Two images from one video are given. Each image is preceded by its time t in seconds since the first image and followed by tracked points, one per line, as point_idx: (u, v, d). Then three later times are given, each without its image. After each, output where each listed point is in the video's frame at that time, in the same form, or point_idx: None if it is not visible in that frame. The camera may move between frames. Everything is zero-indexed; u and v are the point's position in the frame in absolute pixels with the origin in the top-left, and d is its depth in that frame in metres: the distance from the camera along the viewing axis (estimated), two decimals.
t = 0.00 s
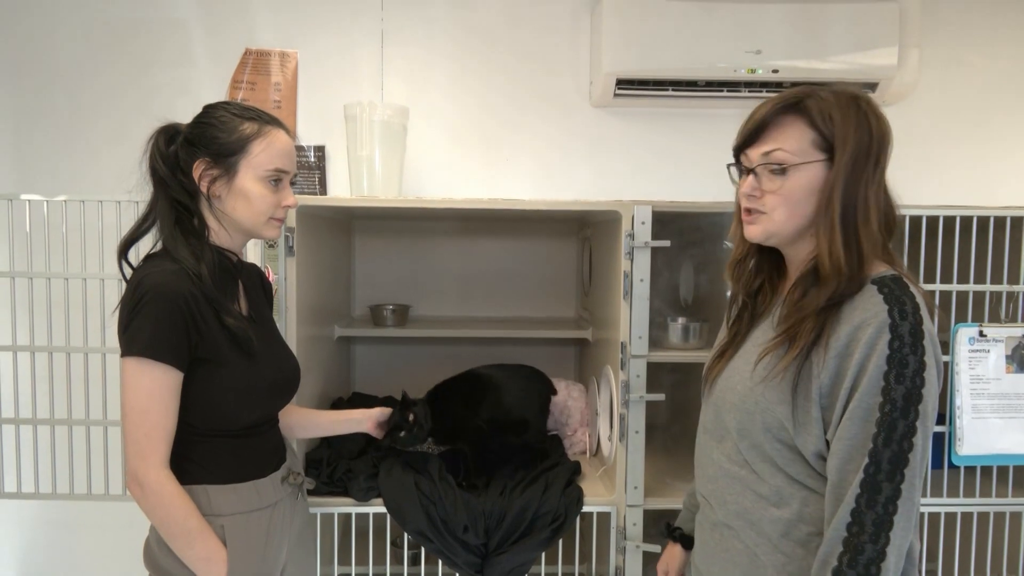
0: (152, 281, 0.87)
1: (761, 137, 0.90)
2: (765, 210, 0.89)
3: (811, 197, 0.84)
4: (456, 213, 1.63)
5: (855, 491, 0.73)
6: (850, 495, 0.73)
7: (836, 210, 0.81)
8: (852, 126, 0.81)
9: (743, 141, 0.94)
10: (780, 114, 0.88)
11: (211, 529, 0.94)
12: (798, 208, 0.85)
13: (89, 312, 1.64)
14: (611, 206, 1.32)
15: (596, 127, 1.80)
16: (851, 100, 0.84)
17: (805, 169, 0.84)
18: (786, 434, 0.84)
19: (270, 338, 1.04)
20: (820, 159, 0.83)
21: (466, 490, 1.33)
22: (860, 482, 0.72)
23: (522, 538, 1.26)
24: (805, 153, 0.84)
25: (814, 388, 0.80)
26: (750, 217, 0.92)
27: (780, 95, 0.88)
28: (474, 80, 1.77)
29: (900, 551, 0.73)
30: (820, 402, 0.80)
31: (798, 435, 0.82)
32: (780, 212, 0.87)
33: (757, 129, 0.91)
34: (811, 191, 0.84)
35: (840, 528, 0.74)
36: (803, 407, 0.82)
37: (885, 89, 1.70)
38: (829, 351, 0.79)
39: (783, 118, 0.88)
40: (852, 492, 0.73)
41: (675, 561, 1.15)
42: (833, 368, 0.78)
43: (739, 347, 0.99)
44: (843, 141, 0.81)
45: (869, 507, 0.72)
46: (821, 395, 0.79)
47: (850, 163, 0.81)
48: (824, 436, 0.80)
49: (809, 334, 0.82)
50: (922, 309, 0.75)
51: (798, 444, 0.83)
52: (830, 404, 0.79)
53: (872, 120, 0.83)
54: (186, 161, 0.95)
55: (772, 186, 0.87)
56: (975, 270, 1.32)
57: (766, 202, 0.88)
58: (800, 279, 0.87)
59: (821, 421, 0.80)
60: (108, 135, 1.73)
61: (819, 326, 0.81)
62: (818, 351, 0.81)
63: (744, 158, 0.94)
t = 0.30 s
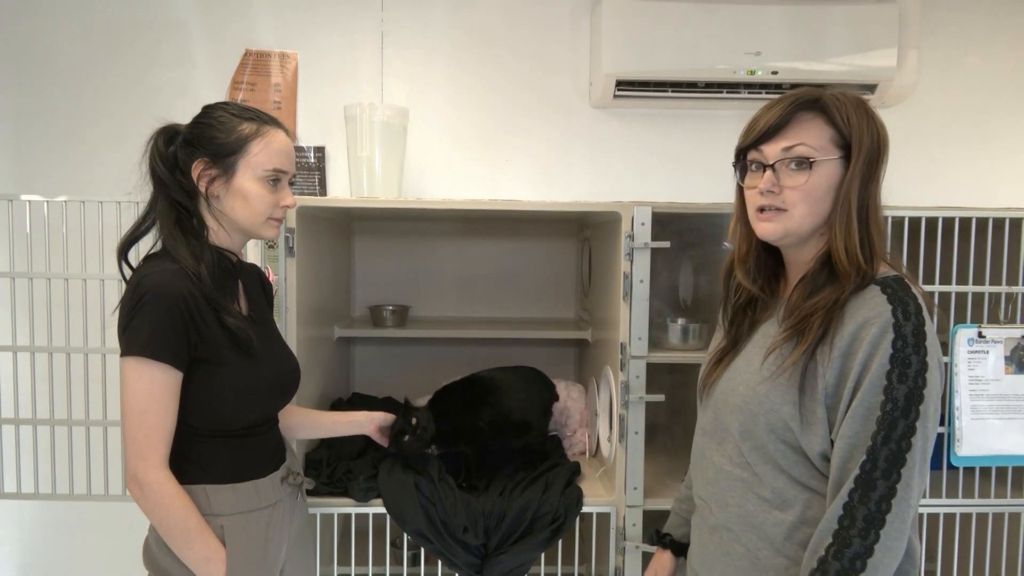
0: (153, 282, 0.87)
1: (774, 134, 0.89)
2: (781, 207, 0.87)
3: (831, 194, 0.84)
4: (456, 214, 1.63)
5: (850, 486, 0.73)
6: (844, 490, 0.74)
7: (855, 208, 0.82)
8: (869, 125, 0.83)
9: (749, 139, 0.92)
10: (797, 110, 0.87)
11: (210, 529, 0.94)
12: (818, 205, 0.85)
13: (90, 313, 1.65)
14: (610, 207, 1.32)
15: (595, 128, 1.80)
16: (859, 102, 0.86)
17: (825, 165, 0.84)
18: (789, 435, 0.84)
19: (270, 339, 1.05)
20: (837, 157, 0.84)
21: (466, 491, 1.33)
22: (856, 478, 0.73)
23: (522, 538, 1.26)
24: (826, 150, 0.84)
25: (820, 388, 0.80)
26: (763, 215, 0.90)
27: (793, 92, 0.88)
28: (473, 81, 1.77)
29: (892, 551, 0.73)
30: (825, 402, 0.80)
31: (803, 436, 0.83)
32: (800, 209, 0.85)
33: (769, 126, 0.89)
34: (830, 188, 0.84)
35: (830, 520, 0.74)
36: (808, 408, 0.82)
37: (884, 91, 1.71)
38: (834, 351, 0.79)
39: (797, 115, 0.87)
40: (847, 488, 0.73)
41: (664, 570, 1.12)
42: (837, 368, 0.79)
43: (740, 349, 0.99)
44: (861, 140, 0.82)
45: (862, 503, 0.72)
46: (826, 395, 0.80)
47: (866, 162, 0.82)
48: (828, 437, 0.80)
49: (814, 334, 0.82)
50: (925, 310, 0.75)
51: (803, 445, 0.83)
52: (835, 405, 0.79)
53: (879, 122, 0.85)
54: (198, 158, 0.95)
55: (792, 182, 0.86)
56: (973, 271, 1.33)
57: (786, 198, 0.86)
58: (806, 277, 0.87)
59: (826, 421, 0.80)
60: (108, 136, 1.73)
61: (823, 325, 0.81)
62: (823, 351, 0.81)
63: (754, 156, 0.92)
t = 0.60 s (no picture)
0: (153, 280, 0.87)
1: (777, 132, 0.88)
2: (784, 207, 0.87)
3: (835, 194, 0.84)
4: (457, 213, 1.63)
5: (884, 487, 0.72)
6: (877, 488, 0.72)
7: (859, 208, 0.82)
8: (872, 125, 0.83)
9: (751, 137, 0.92)
10: (800, 108, 0.87)
11: (212, 527, 0.94)
12: (822, 205, 0.85)
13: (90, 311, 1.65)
14: (612, 206, 1.32)
15: (597, 126, 1.80)
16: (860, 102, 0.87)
17: (829, 165, 0.84)
18: (796, 435, 0.84)
19: (272, 338, 1.05)
20: (841, 157, 0.84)
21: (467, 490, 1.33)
22: (892, 483, 0.71)
23: (522, 537, 1.26)
24: (830, 149, 0.84)
25: (829, 387, 0.80)
26: (765, 214, 0.89)
27: (796, 91, 0.88)
28: (474, 80, 1.77)
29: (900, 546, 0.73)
30: (835, 401, 0.80)
31: (810, 436, 0.82)
32: (804, 209, 0.85)
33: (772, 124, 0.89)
34: (833, 188, 0.84)
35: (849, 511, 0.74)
36: (815, 407, 0.82)
37: (886, 90, 1.71)
38: (843, 350, 0.79)
39: (801, 114, 0.87)
40: (865, 485, 0.73)
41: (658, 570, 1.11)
42: (846, 368, 0.78)
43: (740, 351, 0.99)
44: (864, 141, 0.82)
45: (896, 507, 0.71)
46: (835, 395, 0.79)
47: (870, 163, 0.82)
48: (836, 436, 0.80)
49: (822, 333, 0.82)
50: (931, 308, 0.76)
51: (810, 445, 0.82)
52: (844, 404, 0.79)
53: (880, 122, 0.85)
54: (201, 156, 0.95)
55: (796, 181, 0.85)
56: (974, 272, 1.33)
57: (789, 198, 0.86)
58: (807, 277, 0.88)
59: (835, 420, 0.80)
60: (109, 133, 1.73)
61: (831, 325, 0.81)
62: (831, 349, 0.81)
63: (756, 154, 0.91)
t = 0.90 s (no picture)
0: (158, 273, 0.87)
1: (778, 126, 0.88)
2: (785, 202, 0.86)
3: (836, 188, 0.84)
4: (461, 207, 1.62)
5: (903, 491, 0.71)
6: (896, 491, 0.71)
7: (860, 201, 0.82)
8: (873, 118, 0.82)
9: (750, 132, 0.92)
10: (799, 102, 0.87)
11: (217, 520, 0.95)
12: (823, 200, 0.84)
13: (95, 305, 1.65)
14: (617, 200, 1.32)
15: (601, 121, 1.79)
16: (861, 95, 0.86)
17: (830, 158, 0.84)
18: (791, 428, 0.83)
19: (278, 332, 1.05)
20: (841, 150, 0.84)
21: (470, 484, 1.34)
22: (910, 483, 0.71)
23: (525, 532, 1.26)
24: (830, 143, 0.84)
25: (826, 380, 0.79)
26: (765, 209, 0.89)
27: (794, 85, 0.87)
28: (478, 74, 1.77)
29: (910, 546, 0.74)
30: (830, 394, 0.79)
31: (805, 429, 0.81)
32: (804, 203, 0.85)
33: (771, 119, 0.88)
34: (834, 182, 0.84)
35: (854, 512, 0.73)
36: (811, 400, 0.81)
37: (892, 84, 1.70)
38: (841, 343, 0.78)
39: (799, 108, 0.87)
40: (868, 484, 0.72)
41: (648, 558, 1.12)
42: (844, 362, 0.78)
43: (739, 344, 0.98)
44: (865, 134, 0.82)
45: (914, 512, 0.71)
46: (831, 388, 0.79)
47: (871, 156, 0.82)
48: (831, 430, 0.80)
49: (822, 326, 0.81)
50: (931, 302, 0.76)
51: (805, 439, 0.82)
52: (840, 398, 0.79)
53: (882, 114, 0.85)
54: (203, 151, 0.95)
55: (795, 176, 0.85)
56: (979, 267, 1.32)
57: (789, 192, 0.85)
58: (808, 269, 0.87)
59: (831, 414, 0.79)
60: (113, 127, 1.73)
61: (831, 318, 0.80)
62: (829, 342, 0.80)
63: (756, 149, 0.91)
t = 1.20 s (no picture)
0: (163, 275, 0.87)
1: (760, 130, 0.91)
2: (771, 199, 0.88)
3: (819, 178, 0.83)
4: (464, 206, 1.62)
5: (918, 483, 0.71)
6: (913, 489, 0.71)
7: (843, 190, 0.81)
8: (851, 107, 0.82)
9: (741, 139, 0.95)
10: (777, 102, 0.90)
11: (223, 520, 0.95)
12: (807, 191, 0.84)
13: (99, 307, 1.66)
14: (619, 199, 1.32)
15: (603, 119, 1.79)
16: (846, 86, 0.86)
17: (808, 151, 0.84)
18: (795, 429, 0.83)
19: (282, 332, 1.05)
20: (820, 141, 0.84)
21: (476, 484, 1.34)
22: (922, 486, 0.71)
23: (530, 530, 1.26)
24: (806, 136, 0.84)
25: (830, 382, 0.79)
26: (757, 209, 0.91)
27: (771, 89, 0.90)
28: (478, 73, 1.77)
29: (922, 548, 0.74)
30: (835, 396, 0.79)
31: (808, 430, 0.82)
32: (787, 197, 0.86)
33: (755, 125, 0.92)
34: (815, 172, 0.84)
35: (870, 503, 0.72)
36: (815, 402, 0.81)
37: (894, 80, 1.70)
38: (846, 344, 0.78)
39: (779, 109, 0.89)
40: (885, 488, 0.72)
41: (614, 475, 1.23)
42: (849, 364, 0.77)
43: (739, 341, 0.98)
44: (842, 123, 0.82)
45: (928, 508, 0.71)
46: (836, 389, 0.79)
47: (851, 143, 0.81)
48: (836, 432, 0.80)
49: (824, 325, 0.81)
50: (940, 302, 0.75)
51: (809, 440, 0.82)
52: (845, 400, 0.78)
53: (867, 101, 0.84)
54: (202, 151, 0.96)
55: (775, 172, 0.87)
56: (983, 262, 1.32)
57: (773, 189, 0.87)
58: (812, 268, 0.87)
59: (835, 416, 0.79)
60: (116, 128, 1.73)
61: (833, 317, 0.80)
62: (833, 343, 0.80)
63: (742, 152, 0.94)
